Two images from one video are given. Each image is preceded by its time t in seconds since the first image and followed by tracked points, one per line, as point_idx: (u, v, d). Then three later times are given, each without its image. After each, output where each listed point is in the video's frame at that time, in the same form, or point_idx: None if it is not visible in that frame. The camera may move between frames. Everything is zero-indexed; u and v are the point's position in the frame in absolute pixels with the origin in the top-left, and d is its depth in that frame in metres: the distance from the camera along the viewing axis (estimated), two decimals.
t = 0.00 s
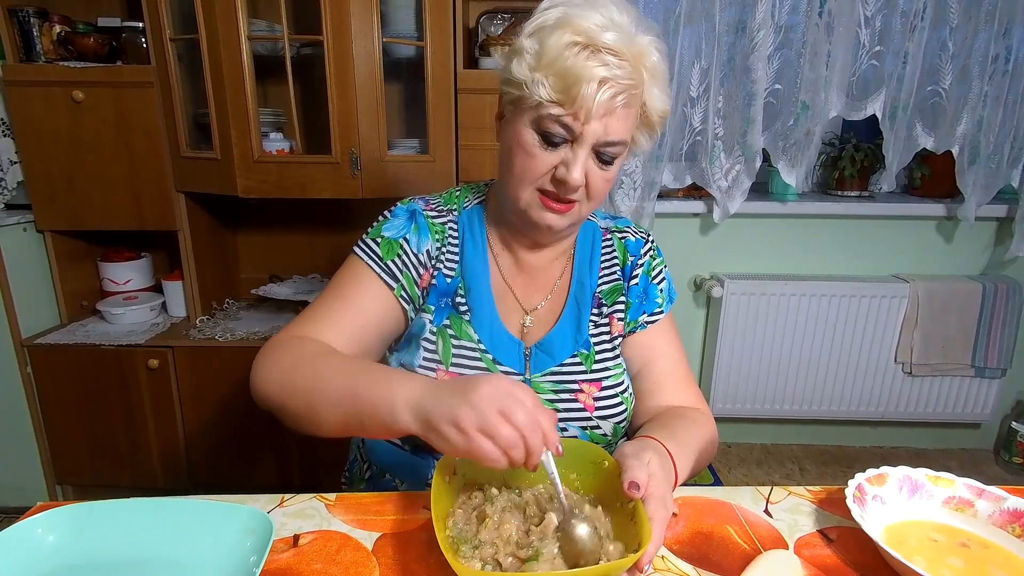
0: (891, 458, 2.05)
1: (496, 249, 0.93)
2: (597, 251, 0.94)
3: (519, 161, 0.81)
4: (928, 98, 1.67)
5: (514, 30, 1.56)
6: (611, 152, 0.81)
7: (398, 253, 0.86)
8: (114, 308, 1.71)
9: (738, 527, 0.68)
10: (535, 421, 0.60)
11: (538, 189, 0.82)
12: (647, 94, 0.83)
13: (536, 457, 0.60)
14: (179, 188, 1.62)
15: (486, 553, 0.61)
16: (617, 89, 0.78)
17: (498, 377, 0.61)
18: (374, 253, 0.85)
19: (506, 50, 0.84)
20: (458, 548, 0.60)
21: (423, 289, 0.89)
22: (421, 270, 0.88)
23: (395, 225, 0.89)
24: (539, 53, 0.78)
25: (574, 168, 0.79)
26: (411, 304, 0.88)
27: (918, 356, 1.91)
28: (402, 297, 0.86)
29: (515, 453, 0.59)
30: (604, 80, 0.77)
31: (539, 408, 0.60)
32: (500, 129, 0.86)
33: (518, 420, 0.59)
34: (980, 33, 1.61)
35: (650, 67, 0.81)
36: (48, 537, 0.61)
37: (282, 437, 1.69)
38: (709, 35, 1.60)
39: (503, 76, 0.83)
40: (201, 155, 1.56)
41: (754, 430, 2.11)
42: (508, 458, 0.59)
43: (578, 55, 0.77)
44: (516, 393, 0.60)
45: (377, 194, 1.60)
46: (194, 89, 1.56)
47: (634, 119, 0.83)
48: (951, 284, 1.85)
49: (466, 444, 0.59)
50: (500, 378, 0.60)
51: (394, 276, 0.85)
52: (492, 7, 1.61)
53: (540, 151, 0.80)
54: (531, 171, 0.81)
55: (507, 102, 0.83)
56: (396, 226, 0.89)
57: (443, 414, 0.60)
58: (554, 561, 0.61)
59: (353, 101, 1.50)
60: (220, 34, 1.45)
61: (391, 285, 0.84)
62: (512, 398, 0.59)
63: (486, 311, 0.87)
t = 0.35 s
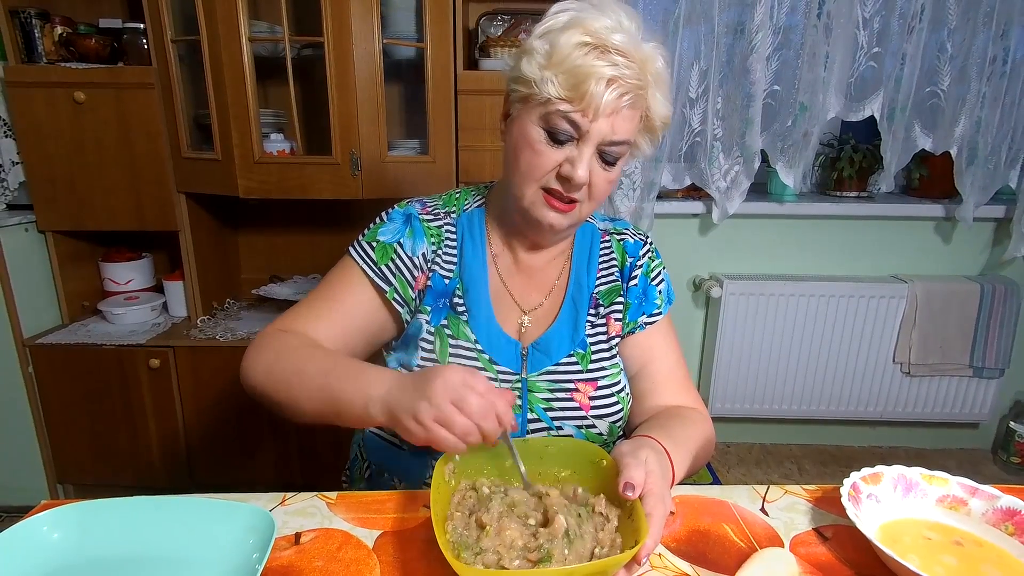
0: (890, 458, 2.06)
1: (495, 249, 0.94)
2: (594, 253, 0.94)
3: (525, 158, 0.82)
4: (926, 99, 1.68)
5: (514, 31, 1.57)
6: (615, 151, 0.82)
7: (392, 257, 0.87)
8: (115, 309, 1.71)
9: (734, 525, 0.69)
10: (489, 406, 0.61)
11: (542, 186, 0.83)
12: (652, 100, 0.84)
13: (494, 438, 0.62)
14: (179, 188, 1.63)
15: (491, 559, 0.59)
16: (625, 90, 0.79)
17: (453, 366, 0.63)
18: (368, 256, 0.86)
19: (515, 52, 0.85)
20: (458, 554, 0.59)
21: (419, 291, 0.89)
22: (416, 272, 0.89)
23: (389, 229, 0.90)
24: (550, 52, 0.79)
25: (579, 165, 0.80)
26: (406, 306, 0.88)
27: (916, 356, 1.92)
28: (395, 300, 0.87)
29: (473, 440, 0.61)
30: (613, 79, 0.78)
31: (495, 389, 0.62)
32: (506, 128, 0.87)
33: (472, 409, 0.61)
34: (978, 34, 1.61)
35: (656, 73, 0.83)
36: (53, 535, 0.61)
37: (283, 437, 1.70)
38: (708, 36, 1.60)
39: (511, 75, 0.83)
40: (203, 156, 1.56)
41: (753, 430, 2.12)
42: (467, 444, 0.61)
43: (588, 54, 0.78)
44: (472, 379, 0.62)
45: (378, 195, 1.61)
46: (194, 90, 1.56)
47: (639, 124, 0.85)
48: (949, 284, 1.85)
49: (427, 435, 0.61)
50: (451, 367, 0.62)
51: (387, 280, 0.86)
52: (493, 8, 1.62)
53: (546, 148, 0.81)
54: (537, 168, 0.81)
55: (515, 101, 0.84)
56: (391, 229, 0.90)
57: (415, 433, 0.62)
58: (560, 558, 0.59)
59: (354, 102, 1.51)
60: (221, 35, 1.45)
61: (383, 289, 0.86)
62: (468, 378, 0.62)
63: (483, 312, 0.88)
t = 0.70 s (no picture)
0: (889, 458, 2.06)
1: (492, 242, 0.94)
2: (589, 248, 0.94)
3: (518, 152, 0.82)
4: (925, 99, 1.68)
5: (513, 31, 1.57)
6: (607, 147, 0.82)
7: (388, 253, 0.88)
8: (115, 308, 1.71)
9: (734, 524, 0.69)
10: (481, 423, 0.59)
11: (534, 180, 0.83)
12: (643, 98, 0.84)
13: (480, 459, 0.59)
14: (179, 188, 1.63)
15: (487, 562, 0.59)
16: (616, 85, 0.79)
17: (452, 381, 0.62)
18: (365, 254, 0.87)
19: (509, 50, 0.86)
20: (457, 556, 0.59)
21: (415, 285, 0.89)
22: (412, 267, 0.89)
23: (385, 226, 0.91)
24: (543, 49, 0.79)
25: (572, 160, 0.80)
26: (402, 301, 0.88)
27: (915, 355, 1.92)
28: (392, 295, 0.87)
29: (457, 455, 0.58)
30: (604, 75, 0.78)
31: (490, 408, 0.60)
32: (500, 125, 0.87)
33: (461, 423, 0.58)
34: (977, 34, 1.62)
35: (647, 71, 0.83)
36: (54, 534, 0.61)
37: (283, 436, 1.70)
38: (707, 36, 1.60)
39: (505, 72, 0.84)
40: (202, 155, 1.56)
41: (753, 430, 2.12)
42: (452, 459, 0.59)
43: (581, 51, 0.78)
44: (469, 395, 0.61)
45: (377, 194, 1.61)
46: (194, 89, 1.56)
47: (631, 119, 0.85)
48: (948, 284, 1.86)
49: (415, 444, 0.60)
50: (452, 381, 0.61)
51: (383, 276, 0.86)
52: (492, 8, 1.62)
53: (539, 143, 0.81)
54: (529, 163, 0.81)
55: (509, 97, 0.84)
56: (386, 226, 0.90)
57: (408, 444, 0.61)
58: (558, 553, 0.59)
59: (353, 102, 1.51)
60: (221, 35, 1.45)
61: (380, 284, 0.86)
62: (466, 394, 0.60)
63: (479, 305, 0.88)
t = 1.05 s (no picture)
0: (888, 457, 2.06)
1: (495, 241, 0.94)
2: (592, 250, 0.94)
3: (524, 152, 0.82)
4: (925, 99, 1.69)
5: (513, 31, 1.57)
6: (612, 151, 0.82)
7: (391, 252, 0.88)
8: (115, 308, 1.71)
9: (733, 523, 0.69)
10: (459, 418, 0.58)
11: (538, 181, 0.83)
12: (649, 102, 0.85)
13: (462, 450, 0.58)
14: (179, 188, 1.63)
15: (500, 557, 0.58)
16: (623, 90, 0.79)
17: (432, 375, 0.61)
18: (368, 253, 0.87)
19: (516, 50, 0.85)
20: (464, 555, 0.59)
21: (416, 284, 0.89)
22: (413, 266, 0.89)
23: (388, 226, 0.91)
24: (551, 51, 0.79)
25: (576, 162, 0.80)
26: (404, 300, 0.88)
27: (914, 355, 1.92)
28: (393, 295, 0.87)
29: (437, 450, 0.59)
30: (612, 79, 0.78)
31: (469, 397, 0.59)
32: (505, 124, 0.87)
33: (440, 420, 0.58)
34: (977, 33, 1.62)
35: (655, 76, 0.83)
36: (55, 533, 0.61)
37: (283, 436, 1.70)
38: (707, 36, 1.60)
39: (512, 72, 0.84)
40: (202, 155, 1.56)
41: (753, 429, 2.12)
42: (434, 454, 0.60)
43: (588, 54, 0.79)
44: (450, 389, 0.59)
45: (377, 194, 1.61)
46: (194, 89, 1.56)
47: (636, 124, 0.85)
48: (948, 283, 1.86)
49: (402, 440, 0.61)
50: (432, 375, 0.60)
51: (385, 275, 0.87)
52: (492, 8, 1.62)
53: (545, 145, 0.81)
54: (534, 163, 0.81)
55: (515, 97, 0.84)
56: (389, 226, 0.91)
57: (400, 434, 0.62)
58: (563, 551, 0.58)
59: (353, 102, 1.51)
60: (221, 35, 1.45)
61: (382, 284, 0.86)
62: (445, 389, 0.59)
63: (481, 305, 0.88)
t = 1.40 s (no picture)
0: (889, 457, 2.06)
1: (498, 240, 0.94)
2: (594, 249, 0.94)
3: (525, 149, 0.82)
4: (926, 99, 1.68)
5: (514, 31, 1.56)
6: (613, 151, 0.82)
7: (397, 249, 0.88)
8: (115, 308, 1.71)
9: (733, 523, 0.69)
10: (500, 406, 0.60)
11: (539, 179, 0.83)
12: (652, 104, 0.85)
13: (506, 438, 0.61)
14: (179, 188, 1.63)
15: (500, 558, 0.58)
16: (625, 90, 0.79)
17: (468, 365, 0.62)
18: (374, 249, 0.87)
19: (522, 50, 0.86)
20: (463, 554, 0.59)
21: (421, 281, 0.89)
22: (419, 264, 0.89)
23: (393, 223, 0.91)
24: (556, 50, 0.80)
25: (577, 161, 0.80)
26: (409, 296, 0.88)
27: (915, 355, 1.92)
28: (400, 291, 0.87)
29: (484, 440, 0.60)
30: (615, 79, 0.78)
31: (508, 387, 0.61)
32: (509, 123, 0.87)
33: (483, 409, 0.60)
34: (978, 33, 1.62)
35: (659, 78, 0.83)
36: (55, 533, 0.61)
37: (283, 436, 1.70)
38: (707, 35, 1.60)
39: (517, 71, 0.84)
40: (202, 155, 1.56)
41: (753, 429, 2.12)
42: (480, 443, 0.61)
43: (593, 54, 0.79)
44: (487, 378, 0.61)
45: (377, 194, 1.61)
46: (194, 89, 1.56)
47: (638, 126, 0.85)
48: (948, 283, 1.86)
49: (440, 430, 0.61)
50: (467, 364, 0.61)
51: (392, 272, 0.87)
52: (492, 7, 1.62)
53: (546, 142, 0.81)
54: (535, 160, 0.82)
55: (519, 97, 0.84)
56: (395, 223, 0.91)
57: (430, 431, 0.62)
58: (561, 554, 0.58)
59: (353, 102, 1.51)
60: (221, 35, 1.45)
61: (389, 280, 0.86)
62: (483, 378, 0.61)
63: (484, 304, 0.88)
